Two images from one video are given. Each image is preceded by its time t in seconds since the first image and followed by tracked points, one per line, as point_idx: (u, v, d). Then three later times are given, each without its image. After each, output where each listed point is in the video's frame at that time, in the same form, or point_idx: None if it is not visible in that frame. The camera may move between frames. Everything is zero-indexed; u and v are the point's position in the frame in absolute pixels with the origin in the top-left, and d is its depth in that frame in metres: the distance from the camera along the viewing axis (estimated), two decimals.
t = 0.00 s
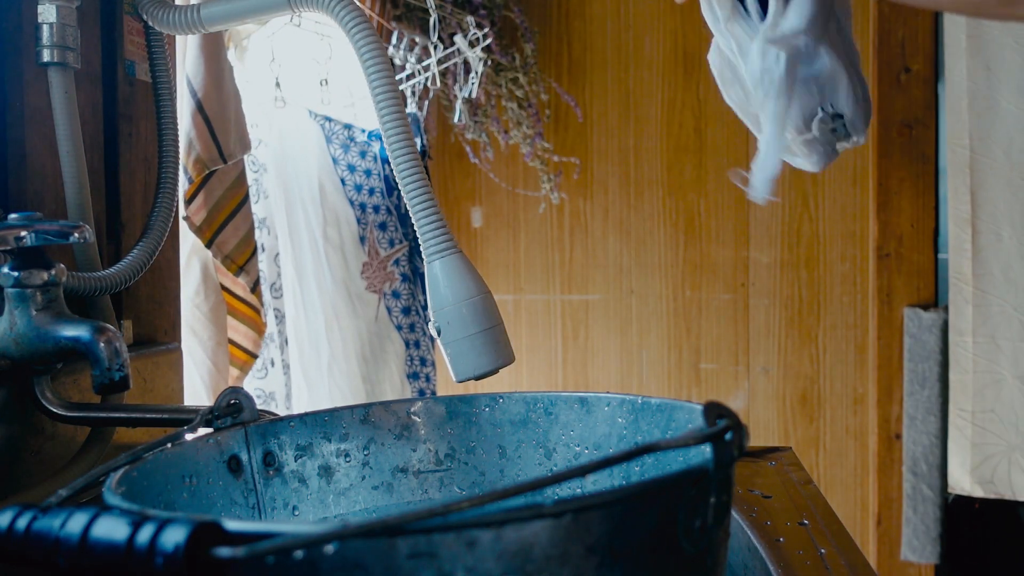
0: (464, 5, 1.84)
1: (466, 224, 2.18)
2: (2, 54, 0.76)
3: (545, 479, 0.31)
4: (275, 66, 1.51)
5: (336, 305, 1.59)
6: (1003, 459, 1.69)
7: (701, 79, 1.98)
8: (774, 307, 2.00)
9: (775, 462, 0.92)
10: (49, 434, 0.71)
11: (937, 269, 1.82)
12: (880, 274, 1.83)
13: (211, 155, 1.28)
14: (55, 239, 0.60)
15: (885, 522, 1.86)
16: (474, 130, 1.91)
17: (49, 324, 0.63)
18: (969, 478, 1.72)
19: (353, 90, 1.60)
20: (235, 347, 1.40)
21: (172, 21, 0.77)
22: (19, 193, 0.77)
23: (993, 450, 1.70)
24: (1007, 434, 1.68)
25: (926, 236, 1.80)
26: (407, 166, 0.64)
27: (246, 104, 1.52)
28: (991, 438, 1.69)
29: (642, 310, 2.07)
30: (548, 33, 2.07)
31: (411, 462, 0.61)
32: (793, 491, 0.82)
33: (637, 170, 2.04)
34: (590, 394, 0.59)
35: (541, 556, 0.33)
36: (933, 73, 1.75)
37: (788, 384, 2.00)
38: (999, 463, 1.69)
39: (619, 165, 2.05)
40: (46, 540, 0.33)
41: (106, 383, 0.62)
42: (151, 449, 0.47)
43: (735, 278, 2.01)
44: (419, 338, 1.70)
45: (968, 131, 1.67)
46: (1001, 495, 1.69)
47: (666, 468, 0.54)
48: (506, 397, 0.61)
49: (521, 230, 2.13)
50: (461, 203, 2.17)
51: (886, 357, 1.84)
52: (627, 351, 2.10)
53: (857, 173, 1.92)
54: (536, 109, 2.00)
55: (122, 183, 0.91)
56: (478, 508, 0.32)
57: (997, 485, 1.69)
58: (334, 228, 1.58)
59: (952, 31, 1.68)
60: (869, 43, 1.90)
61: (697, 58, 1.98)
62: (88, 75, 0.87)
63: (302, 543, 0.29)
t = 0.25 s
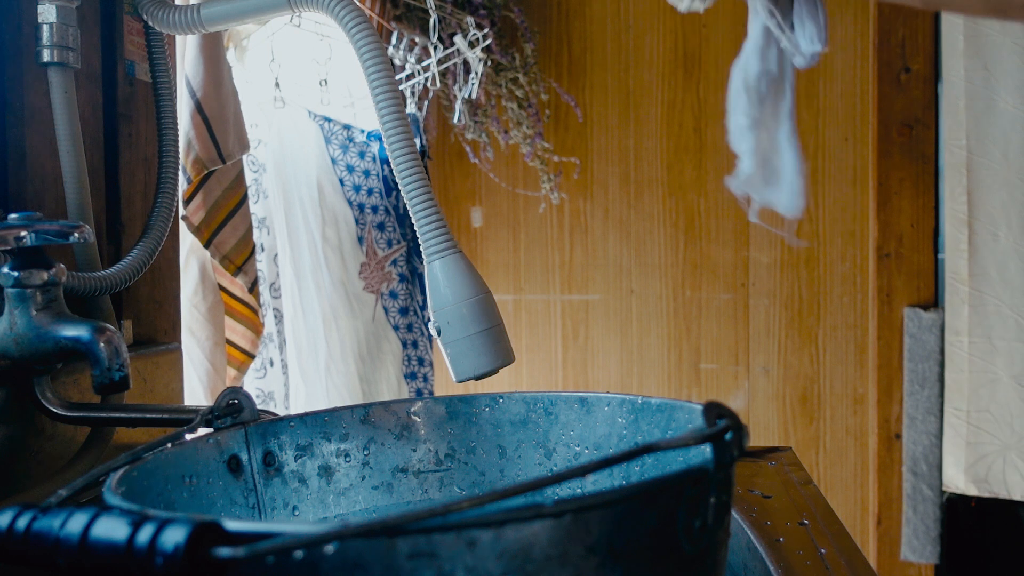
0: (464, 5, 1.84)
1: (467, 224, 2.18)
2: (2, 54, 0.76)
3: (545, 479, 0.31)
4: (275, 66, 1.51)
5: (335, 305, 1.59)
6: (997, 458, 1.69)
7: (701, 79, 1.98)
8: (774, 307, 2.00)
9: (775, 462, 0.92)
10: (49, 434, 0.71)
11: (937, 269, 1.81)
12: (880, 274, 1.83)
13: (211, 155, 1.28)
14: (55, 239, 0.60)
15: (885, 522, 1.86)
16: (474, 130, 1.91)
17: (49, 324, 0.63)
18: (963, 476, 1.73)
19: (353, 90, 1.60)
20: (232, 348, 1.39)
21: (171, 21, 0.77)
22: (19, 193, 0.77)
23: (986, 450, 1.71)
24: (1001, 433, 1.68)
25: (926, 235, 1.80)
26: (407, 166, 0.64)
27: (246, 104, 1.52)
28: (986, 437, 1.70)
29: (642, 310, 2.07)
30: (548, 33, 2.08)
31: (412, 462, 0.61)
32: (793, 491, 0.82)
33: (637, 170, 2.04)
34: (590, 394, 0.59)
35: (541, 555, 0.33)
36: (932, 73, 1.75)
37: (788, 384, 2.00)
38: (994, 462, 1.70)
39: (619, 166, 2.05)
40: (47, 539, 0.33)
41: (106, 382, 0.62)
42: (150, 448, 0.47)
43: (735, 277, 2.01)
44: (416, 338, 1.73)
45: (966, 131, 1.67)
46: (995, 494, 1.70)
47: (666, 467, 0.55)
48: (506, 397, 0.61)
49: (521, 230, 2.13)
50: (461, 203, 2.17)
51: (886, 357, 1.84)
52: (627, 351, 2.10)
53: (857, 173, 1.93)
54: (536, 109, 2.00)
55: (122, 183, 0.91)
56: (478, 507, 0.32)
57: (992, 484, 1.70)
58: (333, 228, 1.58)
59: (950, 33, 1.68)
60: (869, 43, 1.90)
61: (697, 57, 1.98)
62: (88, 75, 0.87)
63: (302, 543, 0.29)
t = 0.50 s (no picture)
0: (464, 5, 1.84)
1: (467, 224, 2.18)
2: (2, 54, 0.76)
3: (545, 479, 0.31)
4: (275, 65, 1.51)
5: (333, 306, 1.59)
6: (995, 458, 1.70)
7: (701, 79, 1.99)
8: (774, 307, 2.00)
9: (775, 462, 0.92)
10: (49, 434, 0.71)
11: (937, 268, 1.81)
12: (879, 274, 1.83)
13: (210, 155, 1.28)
14: (56, 239, 0.60)
15: (885, 522, 1.86)
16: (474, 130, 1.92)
17: (49, 324, 0.63)
18: (960, 476, 1.73)
19: (353, 90, 1.61)
20: (229, 347, 1.40)
21: (171, 21, 0.77)
22: (19, 193, 0.77)
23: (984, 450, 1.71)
24: (999, 433, 1.69)
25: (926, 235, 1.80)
26: (407, 166, 0.64)
27: (245, 104, 1.52)
28: (984, 437, 1.70)
29: (642, 310, 2.07)
30: (548, 33, 2.08)
31: (411, 462, 0.61)
32: (793, 491, 0.82)
33: (636, 169, 2.04)
34: (590, 394, 0.59)
35: (541, 556, 0.33)
36: (932, 73, 1.75)
37: (788, 384, 2.00)
38: (991, 462, 1.70)
39: (619, 166, 2.05)
40: (46, 539, 0.33)
41: (106, 383, 0.62)
42: (150, 448, 0.46)
43: (735, 277, 2.01)
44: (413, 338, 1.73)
45: (964, 131, 1.67)
46: (992, 494, 1.70)
47: (666, 467, 0.55)
48: (506, 397, 0.62)
49: (521, 230, 2.13)
50: (461, 203, 2.17)
51: (886, 357, 1.84)
52: (627, 351, 2.10)
53: (857, 173, 1.93)
54: (536, 109, 1.99)
55: (122, 183, 0.91)
56: (478, 507, 0.32)
57: (989, 484, 1.70)
58: (333, 228, 1.58)
59: (949, 32, 1.68)
60: (869, 43, 1.90)
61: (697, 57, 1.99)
62: (88, 75, 0.87)
63: (302, 543, 0.29)
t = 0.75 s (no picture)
0: (464, 5, 1.84)
1: (467, 224, 2.18)
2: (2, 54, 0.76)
3: (546, 479, 0.31)
4: (275, 66, 1.51)
5: (333, 306, 1.59)
6: (995, 458, 1.67)
7: (701, 79, 1.99)
8: (774, 307, 2.00)
9: (775, 462, 0.92)
10: (49, 434, 0.71)
11: (936, 268, 1.83)
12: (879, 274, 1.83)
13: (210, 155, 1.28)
14: (56, 239, 0.60)
15: (885, 522, 1.86)
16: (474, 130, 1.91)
17: (49, 324, 0.63)
18: (960, 476, 1.71)
19: (353, 90, 1.61)
20: (229, 348, 1.40)
21: (171, 21, 0.77)
22: (19, 193, 0.77)
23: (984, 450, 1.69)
24: (998, 433, 1.67)
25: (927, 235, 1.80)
26: (406, 166, 0.64)
27: (245, 104, 1.52)
28: (983, 437, 1.68)
29: (642, 310, 2.07)
30: (548, 33, 2.07)
31: (411, 462, 0.61)
32: (793, 491, 0.82)
33: (636, 170, 2.04)
34: (590, 394, 0.59)
35: (541, 556, 0.33)
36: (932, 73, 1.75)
37: (788, 384, 2.00)
38: (992, 462, 1.67)
39: (619, 166, 2.05)
40: (46, 539, 0.33)
41: (106, 383, 0.62)
42: (150, 449, 0.46)
43: (735, 278, 2.01)
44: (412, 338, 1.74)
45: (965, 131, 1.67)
46: (993, 494, 1.68)
47: (665, 468, 0.55)
48: (506, 397, 0.62)
49: (521, 230, 2.13)
50: (461, 203, 2.17)
51: (886, 357, 1.85)
52: (627, 352, 2.10)
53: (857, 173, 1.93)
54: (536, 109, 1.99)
55: (122, 183, 0.91)
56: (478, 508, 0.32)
57: (989, 484, 1.68)
58: (332, 228, 1.58)
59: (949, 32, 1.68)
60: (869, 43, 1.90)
61: (697, 57, 1.99)
62: (88, 74, 0.87)
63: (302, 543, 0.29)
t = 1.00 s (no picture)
0: (464, 5, 1.84)
1: (467, 224, 2.18)
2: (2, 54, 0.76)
3: (545, 479, 0.31)
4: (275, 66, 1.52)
5: (333, 306, 1.59)
6: (998, 459, 1.70)
7: (701, 79, 1.99)
8: (774, 307, 2.00)
9: (775, 462, 0.92)
10: (49, 434, 0.71)
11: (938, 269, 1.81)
12: (879, 274, 1.83)
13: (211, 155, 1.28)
14: (56, 239, 0.60)
15: (885, 522, 1.86)
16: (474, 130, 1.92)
17: (49, 324, 0.63)
18: (963, 478, 1.74)
19: (353, 90, 1.61)
20: (230, 348, 1.40)
21: (171, 21, 0.77)
22: (19, 193, 0.77)
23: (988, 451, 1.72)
24: (1002, 434, 1.69)
25: (927, 236, 1.80)
26: (406, 166, 0.64)
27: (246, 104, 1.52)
28: (987, 438, 1.71)
29: (642, 310, 2.07)
30: (548, 33, 2.08)
31: (412, 462, 0.61)
32: (793, 491, 0.82)
33: (637, 170, 2.04)
34: (590, 394, 0.59)
35: (541, 556, 0.33)
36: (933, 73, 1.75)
37: (788, 384, 2.00)
38: (994, 463, 1.70)
39: (619, 166, 2.05)
40: (46, 539, 0.33)
41: (106, 383, 0.62)
42: (150, 449, 0.46)
43: (735, 278, 2.01)
44: (416, 339, 1.72)
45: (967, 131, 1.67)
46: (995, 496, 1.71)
47: (666, 468, 0.55)
48: (506, 397, 0.62)
49: (521, 230, 2.13)
50: (461, 203, 2.17)
51: (886, 357, 1.85)
52: (627, 352, 2.10)
53: (857, 173, 1.93)
54: (536, 109, 1.99)
55: (122, 183, 0.91)
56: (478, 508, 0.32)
57: (991, 486, 1.71)
58: (333, 228, 1.58)
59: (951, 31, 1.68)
60: (869, 44, 1.91)
61: (697, 57, 1.99)
62: (88, 75, 0.87)
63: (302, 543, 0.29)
